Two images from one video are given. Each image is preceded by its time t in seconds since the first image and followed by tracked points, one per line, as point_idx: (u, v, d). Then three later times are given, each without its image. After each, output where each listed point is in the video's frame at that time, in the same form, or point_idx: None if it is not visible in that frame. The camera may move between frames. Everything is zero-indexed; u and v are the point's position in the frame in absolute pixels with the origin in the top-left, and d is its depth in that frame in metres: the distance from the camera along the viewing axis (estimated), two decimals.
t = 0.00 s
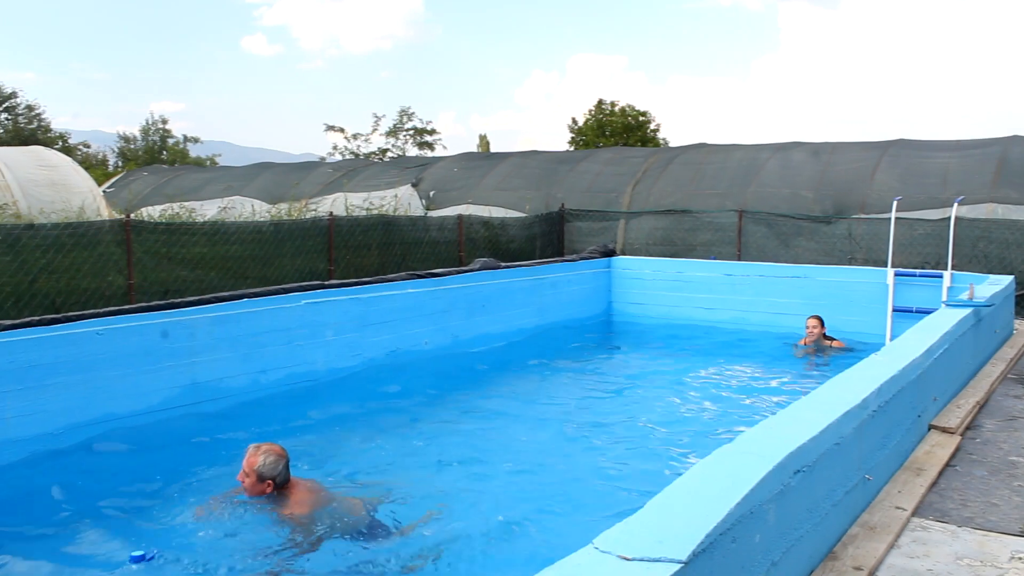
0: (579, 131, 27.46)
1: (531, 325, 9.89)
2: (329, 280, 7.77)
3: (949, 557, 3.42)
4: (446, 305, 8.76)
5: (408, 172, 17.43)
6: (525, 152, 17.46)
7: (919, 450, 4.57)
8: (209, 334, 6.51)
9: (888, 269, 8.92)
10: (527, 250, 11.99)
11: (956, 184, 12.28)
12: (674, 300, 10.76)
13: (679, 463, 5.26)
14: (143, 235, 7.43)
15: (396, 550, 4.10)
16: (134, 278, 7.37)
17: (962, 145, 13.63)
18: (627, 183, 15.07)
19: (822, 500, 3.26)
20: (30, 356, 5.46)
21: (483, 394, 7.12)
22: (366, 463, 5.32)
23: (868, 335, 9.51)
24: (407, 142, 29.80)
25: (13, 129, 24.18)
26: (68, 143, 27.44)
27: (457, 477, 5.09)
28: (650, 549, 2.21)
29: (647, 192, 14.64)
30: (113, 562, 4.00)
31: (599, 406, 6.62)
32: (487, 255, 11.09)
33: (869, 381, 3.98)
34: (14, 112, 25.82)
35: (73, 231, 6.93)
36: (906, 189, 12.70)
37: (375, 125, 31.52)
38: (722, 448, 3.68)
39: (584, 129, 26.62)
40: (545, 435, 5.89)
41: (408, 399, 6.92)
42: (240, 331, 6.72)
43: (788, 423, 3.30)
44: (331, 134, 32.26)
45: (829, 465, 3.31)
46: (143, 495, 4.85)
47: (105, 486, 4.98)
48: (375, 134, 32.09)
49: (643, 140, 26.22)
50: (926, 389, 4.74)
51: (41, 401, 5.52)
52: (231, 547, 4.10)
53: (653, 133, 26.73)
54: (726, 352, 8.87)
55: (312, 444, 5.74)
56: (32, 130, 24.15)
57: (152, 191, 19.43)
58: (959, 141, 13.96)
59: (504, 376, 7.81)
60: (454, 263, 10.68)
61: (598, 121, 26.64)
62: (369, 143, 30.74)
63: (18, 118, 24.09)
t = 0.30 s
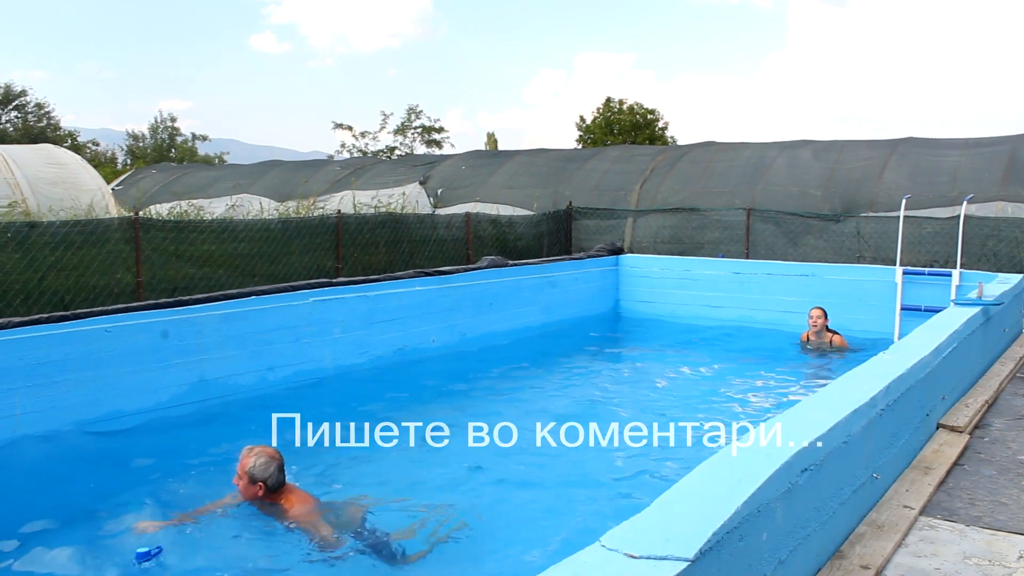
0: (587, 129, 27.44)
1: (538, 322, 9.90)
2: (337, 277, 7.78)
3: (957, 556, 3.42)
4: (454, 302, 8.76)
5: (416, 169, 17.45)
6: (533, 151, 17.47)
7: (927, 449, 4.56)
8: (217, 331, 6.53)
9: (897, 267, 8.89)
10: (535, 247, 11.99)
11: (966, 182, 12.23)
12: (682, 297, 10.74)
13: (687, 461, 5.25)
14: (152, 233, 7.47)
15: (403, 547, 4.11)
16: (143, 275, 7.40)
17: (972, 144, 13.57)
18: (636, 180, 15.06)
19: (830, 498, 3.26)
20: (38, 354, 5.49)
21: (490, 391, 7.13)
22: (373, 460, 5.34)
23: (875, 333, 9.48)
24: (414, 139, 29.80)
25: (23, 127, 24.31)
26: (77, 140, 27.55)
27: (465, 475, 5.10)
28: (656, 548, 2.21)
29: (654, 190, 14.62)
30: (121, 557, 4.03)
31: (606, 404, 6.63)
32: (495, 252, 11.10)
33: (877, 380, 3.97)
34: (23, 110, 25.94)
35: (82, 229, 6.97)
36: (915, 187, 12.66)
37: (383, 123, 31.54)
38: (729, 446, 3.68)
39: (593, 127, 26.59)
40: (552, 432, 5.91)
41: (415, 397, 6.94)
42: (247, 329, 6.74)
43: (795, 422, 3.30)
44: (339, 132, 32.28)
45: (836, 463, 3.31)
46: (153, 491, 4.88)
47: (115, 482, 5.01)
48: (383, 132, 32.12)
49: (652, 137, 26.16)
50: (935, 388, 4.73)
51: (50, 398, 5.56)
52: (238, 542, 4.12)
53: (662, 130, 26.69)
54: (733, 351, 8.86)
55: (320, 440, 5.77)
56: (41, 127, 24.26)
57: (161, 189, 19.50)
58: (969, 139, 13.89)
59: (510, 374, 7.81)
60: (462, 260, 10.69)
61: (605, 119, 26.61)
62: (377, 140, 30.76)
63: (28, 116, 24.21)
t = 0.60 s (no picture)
0: (586, 127, 27.41)
1: (538, 321, 9.90)
2: (336, 276, 7.77)
3: (955, 554, 3.42)
4: (453, 300, 8.76)
5: (415, 167, 17.45)
6: (532, 149, 17.46)
7: (927, 447, 4.56)
8: (216, 330, 6.53)
9: (896, 265, 8.89)
10: (534, 246, 11.99)
11: (965, 180, 12.23)
12: (681, 295, 10.74)
13: (686, 460, 5.25)
14: (151, 231, 7.46)
15: (402, 546, 4.11)
16: (142, 273, 7.40)
17: (971, 142, 13.57)
18: (635, 179, 15.05)
19: (829, 497, 3.26)
20: (37, 352, 5.49)
21: (489, 389, 7.13)
22: (372, 459, 5.34)
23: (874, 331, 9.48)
24: (414, 137, 29.78)
25: (22, 125, 24.30)
26: (76, 138, 27.53)
27: (464, 473, 5.09)
28: (656, 545, 2.21)
29: (654, 188, 14.62)
30: (120, 556, 4.02)
31: (605, 402, 6.63)
32: (494, 250, 11.09)
33: (876, 378, 3.97)
34: (22, 108, 25.95)
35: (81, 227, 6.97)
36: (914, 185, 12.66)
37: (383, 121, 31.52)
38: (729, 444, 3.69)
39: (592, 125, 26.57)
40: (551, 430, 5.91)
41: (414, 395, 6.94)
42: (246, 327, 6.74)
43: (795, 420, 3.30)
44: (338, 130, 32.25)
45: (835, 461, 3.31)
46: (152, 490, 4.88)
47: (113, 480, 5.01)
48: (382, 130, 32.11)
49: (651, 135, 26.15)
50: (934, 386, 4.73)
51: (49, 396, 5.56)
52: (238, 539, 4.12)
53: (661, 128, 26.68)
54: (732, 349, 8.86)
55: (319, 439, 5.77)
56: (40, 126, 24.25)
57: (160, 187, 19.49)
58: (968, 138, 13.90)
59: (509, 372, 7.81)
60: (461, 259, 10.68)
61: (605, 117, 26.59)
62: (376, 139, 30.75)
63: (27, 114, 24.19)
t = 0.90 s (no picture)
0: (586, 126, 27.41)
1: (538, 320, 9.89)
2: (336, 275, 7.77)
3: (955, 553, 3.42)
4: (453, 299, 8.76)
5: (415, 167, 17.44)
6: (532, 148, 17.46)
7: (927, 447, 4.56)
8: (216, 329, 6.52)
9: (897, 265, 8.89)
10: (534, 245, 11.98)
11: (965, 180, 12.23)
12: (681, 295, 10.73)
13: (686, 460, 5.25)
14: (151, 230, 7.46)
15: (402, 547, 4.12)
16: (142, 273, 7.40)
17: (970, 142, 13.57)
18: (635, 178, 15.04)
19: (829, 496, 3.26)
20: (37, 351, 5.49)
21: (489, 389, 7.12)
22: (372, 459, 5.34)
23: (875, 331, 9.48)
24: (414, 137, 29.77)
25: (22, 125, 24.28)
26: (76, 138, 27.52)
27: (464, 473, 5.09)
28: (656, 545, 2.21)
29: (654, 188, 14.61)
30: (120, 555, 4.02)
31: (605, 402, 6.63)
32: (494, 250, 11.09)
33: (876, 378, 3.96)
34: (21, 107, 25.94)
35: (81, 227, 6.98)
36: (914, 185, 12.65)
37: (383, 121, 31.52)
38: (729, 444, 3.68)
39: (592, 124, 26.57)
40: (551, 430, 5.91)
41: (414, 395, 6.93)
42: (247, 327, 6.74)
43: (795, 420, 3.29)
44: (338, 129, 32.24)
45: (835, 461, 3.30)
46: (152, 489, 4.88)
47: (113, 480, 5.01)
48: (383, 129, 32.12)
49: (651, 135, 26.14)
50: (934, 386, 4.73)
51: (49, 396, 5.56)
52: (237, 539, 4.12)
53: (661, 127, 26.67)
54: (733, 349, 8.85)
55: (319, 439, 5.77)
56: (40, 126, 24.23)
57: (160, 187, 19.48)
58: (967, 138, 13.90)
59: (509, 372, 7.80)
60: (461, 258, 10.68)
61: (604, 116, 26.58)
62: (376, 138, 30.74)
63: (27, 113, 24.18)
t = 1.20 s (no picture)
0: (586, 126, 27.42)
1: (538, 320, 9.89)
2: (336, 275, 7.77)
3: (955, 553, 3.42)
4: (453, 299, 8.75)
5: (415, 167, 17.44)
6: (532, 148, 17.46)
7: (927, 447, 4.56)
8: (216, 329, 6.52)
9: (897, 265, 8.89)
10: (534, 245, 11.98)
11: (965, 180, 12.23)
12: (682, 295, 10.72)
13: (686, 460, 5.25)
14: (151, 230, 7.47)
15: (402, 547, 4.11)
16: (142, 273, 7.41)
17: (970, 142, 13.57)
18: (635, 178, 15.04)
19: (829, 496, 3.26)
20: (37, 351, 5.49)
21: (489, 389, 7.12)
22: (372, 458, 5.34)
23: (875, 331, 9.48)
24: (414, 136, 29.78)
25: (22, 125, 24.29)
26: (76, 138, 27.52)
27: (464, 473, 5.09)
28: (656, 545, 2.21)
29: (654, 188, 14.61)
30: (120, 555, 4.02)
31: (606, 402, 6.64)
32: (495, 250, 11.09)
33: (876, 378, 3.96)
34: (22, 107, 25.95)
35: (81, 226, 6.99)
36: (914, 185, 12.65)
37: (382, 120, 31.53)
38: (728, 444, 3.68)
39: (591, 124, 26.58)
40: (550, 430, 5.91)
41: (414, 395, 6.93)
42: (247, 326, 6.74)
43: (796, 420, 3.29)
44: (338, 129, 32.24)
45: (835, 461, 3.30)
46: (152, 489, 4.87)
47: (113, 480, 5.01)
48: (382, 129, 32.12)
49: (651, 134, 26.15)
50: (933, 386, 4.72)
51: (49, 395, 5.56)
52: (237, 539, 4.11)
53: (661, 127, 26.68)
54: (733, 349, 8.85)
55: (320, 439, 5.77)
56: (40, 125, 24.23)
57: (160, 186, 19.48)
58: (967, 138, 13.90)
59: (509, 372, 7.79)
60: (461, 258, 10.68)
61: (604, 116, 26.59)
62: (376, 138, 30.77)
63: (26, 113, 24.20)
